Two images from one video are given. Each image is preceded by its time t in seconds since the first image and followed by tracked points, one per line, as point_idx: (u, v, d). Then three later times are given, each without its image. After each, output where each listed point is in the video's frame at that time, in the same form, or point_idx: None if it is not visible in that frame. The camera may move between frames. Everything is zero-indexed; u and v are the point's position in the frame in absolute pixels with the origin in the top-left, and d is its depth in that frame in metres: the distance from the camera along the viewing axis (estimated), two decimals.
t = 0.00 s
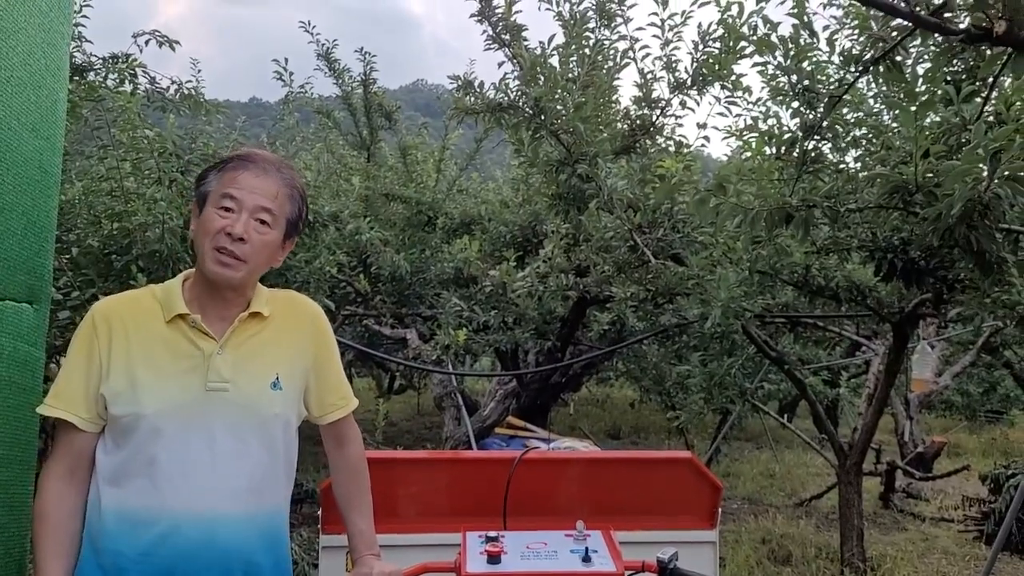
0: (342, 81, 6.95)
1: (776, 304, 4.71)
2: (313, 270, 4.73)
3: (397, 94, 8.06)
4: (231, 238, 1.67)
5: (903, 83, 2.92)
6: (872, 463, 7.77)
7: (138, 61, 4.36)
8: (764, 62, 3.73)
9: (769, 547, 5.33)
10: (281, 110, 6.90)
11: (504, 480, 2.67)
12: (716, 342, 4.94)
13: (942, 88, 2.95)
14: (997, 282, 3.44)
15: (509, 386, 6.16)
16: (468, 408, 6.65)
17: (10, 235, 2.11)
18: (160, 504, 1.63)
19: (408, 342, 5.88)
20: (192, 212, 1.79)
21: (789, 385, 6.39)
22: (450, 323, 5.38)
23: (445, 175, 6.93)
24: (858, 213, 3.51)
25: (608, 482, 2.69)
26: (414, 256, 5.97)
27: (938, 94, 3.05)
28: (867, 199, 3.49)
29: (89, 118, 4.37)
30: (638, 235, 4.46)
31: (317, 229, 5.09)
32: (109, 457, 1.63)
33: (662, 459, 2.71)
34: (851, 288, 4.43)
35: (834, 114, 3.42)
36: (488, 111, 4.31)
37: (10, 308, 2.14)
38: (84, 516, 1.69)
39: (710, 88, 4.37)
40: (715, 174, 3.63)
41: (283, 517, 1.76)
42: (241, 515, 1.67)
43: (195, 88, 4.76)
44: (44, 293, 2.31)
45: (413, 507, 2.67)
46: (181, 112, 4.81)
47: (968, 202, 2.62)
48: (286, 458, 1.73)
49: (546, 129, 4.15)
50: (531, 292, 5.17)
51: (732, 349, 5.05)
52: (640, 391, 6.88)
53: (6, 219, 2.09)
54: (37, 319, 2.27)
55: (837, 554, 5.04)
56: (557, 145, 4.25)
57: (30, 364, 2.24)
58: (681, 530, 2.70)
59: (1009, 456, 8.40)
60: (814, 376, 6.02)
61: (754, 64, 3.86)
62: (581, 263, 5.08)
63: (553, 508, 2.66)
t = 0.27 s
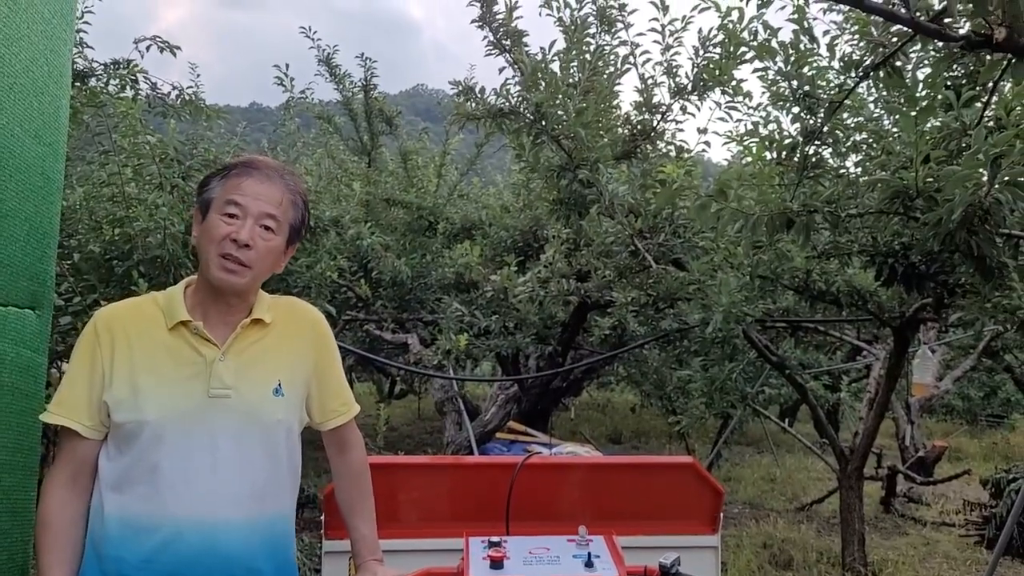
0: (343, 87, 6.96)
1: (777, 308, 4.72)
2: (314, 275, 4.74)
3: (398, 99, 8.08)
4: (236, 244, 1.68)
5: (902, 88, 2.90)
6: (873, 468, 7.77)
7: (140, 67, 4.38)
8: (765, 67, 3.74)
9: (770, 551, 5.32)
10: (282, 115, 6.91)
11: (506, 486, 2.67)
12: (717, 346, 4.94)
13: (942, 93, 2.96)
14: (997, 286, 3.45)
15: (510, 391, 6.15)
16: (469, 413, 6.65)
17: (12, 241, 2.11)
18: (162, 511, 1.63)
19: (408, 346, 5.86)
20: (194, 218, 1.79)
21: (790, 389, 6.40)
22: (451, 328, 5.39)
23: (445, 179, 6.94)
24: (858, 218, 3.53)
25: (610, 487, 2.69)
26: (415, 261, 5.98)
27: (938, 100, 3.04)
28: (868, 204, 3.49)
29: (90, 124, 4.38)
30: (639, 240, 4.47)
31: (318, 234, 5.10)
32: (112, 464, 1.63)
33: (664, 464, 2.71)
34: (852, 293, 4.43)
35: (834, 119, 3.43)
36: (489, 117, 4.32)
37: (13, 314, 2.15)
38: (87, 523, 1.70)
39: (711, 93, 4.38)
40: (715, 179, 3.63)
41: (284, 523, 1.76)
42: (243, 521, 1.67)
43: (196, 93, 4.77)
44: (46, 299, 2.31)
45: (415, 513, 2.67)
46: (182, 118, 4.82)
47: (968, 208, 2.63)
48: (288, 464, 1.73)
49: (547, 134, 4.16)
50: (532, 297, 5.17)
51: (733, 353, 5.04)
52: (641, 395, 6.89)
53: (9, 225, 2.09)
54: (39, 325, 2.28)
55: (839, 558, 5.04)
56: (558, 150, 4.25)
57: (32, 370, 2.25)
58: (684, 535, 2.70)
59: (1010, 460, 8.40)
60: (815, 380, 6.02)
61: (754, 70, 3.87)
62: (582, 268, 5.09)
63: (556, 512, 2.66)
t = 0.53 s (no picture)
0: (344, 92, 6.97)
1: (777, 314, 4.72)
2: (315, 280, 4.75)
3: (398, 104, 8.08)
4: (240, 251, 1.68)
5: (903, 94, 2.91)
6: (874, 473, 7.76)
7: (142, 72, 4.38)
8: (766, 73, 3.75)
9: (771, 556, 5.32)
10: (283, 120, 6.92)
11: (508, 491, 2.67)
12: (718, 352, 4.93)
13: (942, 98, 2.96)
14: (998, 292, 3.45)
15: (511, 396, 6.17)
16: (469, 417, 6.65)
17: (16, 247, 2.12)
18: (164, 516, 1.63)
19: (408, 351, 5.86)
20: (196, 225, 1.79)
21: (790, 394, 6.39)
22: (452, 333, 5.39)
23: (446, 184, 6.94)
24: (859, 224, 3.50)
25: (611, 492, 2.69)
26: (416, 265, 5.98)
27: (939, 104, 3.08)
28: (869, 209, 3.49)
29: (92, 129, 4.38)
30: (639, 245, 4.47)
31: (319, 239, 5.10)
32: (115, 469, 1.63)
33: (666, 469, 2.70)
34: (852, 297, 4.44)
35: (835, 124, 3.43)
36: (490, 122, 4.33)
37: (16, 319, 2.15)
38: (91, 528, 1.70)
39: (711, 98, 4.39)
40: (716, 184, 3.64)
41: (286, 528, 1.76)
42: (245, 525, 1.67)
43: (198, 99, 4.78)
44: (49, 304, 2.32)
45: (416, 518, 2.67)
46: (184, 123, 4.82)
47: (969, 213, 2.63)
48: (290, 470, 1.73)
49: (548, 139, 4.16)
50: (533, 302, 5.17)
51: (735, 358, 5.05)
52: (641, 400, 6.88)
53: (12, 231, 2.10)
54: (42, 330, 2.28)
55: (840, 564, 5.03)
56: (559, 155, 4.25)
57: (35, 375, 2.25)
58: (685, 540, 2.70)
59: (1011, 465, 8.39)
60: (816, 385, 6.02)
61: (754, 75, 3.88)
62: (582, 273, 5.09)
63: (557, 517, 2.66)
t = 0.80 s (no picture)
0: (345, 96, 6.97)
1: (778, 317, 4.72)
2: (316, 284, 4.75)
3: (399, 107, 8.09)
4: (243, 256, 1.68)
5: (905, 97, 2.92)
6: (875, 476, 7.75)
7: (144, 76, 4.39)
8: (767, 77, 3.75)
9: (773, 560, 5.31)
10: (284, 124, 6.92)
11: (509, 494, 2.67)
12: (718, 356, 4.93)
13: (944, 102, 2.97)
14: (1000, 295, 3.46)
15: (512, 400, 6.18)
16: (470, 421, 6.65)
17: (19, 250, 2.12)
18: (167, 520, 1.63)
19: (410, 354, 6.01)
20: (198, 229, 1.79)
21: (791, 397, 6.40)
22: (453, 336, 5.40)
23: (447, 188, 6.93)
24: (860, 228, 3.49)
25: (613, 495, 2.69)
26: (417, 269, 5.98)
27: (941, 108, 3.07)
28: (870, 213, 3.49)
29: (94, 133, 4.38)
30: (641, 249, 4.47)
31: (320, 243, 5.11)
32: (118, 472, 1.63)
33: (667, 472, 2.70)
34: (854, 301, 4.45)
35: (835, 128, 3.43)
36: (492, 126, 4.34)
37: (19, 322, 2.15)
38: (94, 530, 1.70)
39: (712, 102, 4.39)
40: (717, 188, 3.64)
41: (288, 531, 1.76)
42: (248, 528, 1.67)
43: (199, 103, 4.78)
44: (51, 307, 2.32)
45: (418, 521, 2.66)
46: (185, 127, 4.83)
47: (971, 217, 2.63)
48: (292, 473, 1.73)
49: (549, 143, 4.17)
50: (534, 306, 5.18)
51: (735, 362, 5.03)
52: (642, 404, 6.88)
53: (16, 234, 2.10)
54: (44, 334, 2.28)
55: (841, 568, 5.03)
56: (560, 159, 4.26)
57: (38, 378, 2.25)
58: (687, 543, 2.70)
59: (1012, 469, 8.39)
60: (816, 389, 6.02)
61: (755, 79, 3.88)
62: (583, 276, 5.09)
63: (559, 520, 2.67)
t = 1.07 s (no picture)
0: (347, 100, 6.97)
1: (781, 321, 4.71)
2: (318, 287, 4.75)
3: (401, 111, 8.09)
4: (245, 258, 1.68)
5: (908, 100, 2.92)
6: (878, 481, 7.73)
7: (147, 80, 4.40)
8: (769, 80, 3.75)
9: (776, 565, 5.29)
10: (286, 128, 6.92)
11: (512, 498, 2.66)
12: (722, 360, 4.89)
13: (947, 105, 2.98)
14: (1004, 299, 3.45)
15: (514, 403, 6.19)
16: (472, 425, 6.64)
17: (24, 253, 2.11)
18: (170, 523, 1.62)
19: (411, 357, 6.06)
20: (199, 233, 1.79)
21: (793, 401, 6.38)
22: (455, 340, 5.39)
23: (448, 192, 6.92)
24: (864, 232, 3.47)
25: (616, 500, 2.67)
26: (419, 272, 5.98)
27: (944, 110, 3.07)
28: (874, 216, 3.48)
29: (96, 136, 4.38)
30: (643, 252, 4.45)
31: (322, 246, 5.11)
32: (121, 475, 1.63)
33: (671, 477, 2.68)
34: (857, 305, 4.44)
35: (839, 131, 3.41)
36: (494, 130, 4.35)
37: (23, 325, 2.15)
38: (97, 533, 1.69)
39: (715, 106, 4.39)
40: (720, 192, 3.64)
41: (291, 535, 1.75)
42: (251, 532, 1.66)
43: (202, 107, 4.79)
44: (56, 311, 2.31)
45: (421, 525, 2.66)
46: (188, 131, 4.83)
47: (976, 220, 2.63)
48: (295, 476, 1.72)
49: (552, 147, 4.17)
50: (536, 309, 5.17)
51: (738, 365, 4.97)
52: (644, 408, 6.87)
53: (21, 237, 2.10)
54: (49, 337, 2.27)
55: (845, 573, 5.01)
56: (562, 163, 4.25)
57: (42, 381, 2.25)
58: (691, 548, 2.69)
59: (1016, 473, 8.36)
60: (819, 393, 6.01)
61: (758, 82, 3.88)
62: (586, 280, 5.08)
63: (562, 524, 2.65)
